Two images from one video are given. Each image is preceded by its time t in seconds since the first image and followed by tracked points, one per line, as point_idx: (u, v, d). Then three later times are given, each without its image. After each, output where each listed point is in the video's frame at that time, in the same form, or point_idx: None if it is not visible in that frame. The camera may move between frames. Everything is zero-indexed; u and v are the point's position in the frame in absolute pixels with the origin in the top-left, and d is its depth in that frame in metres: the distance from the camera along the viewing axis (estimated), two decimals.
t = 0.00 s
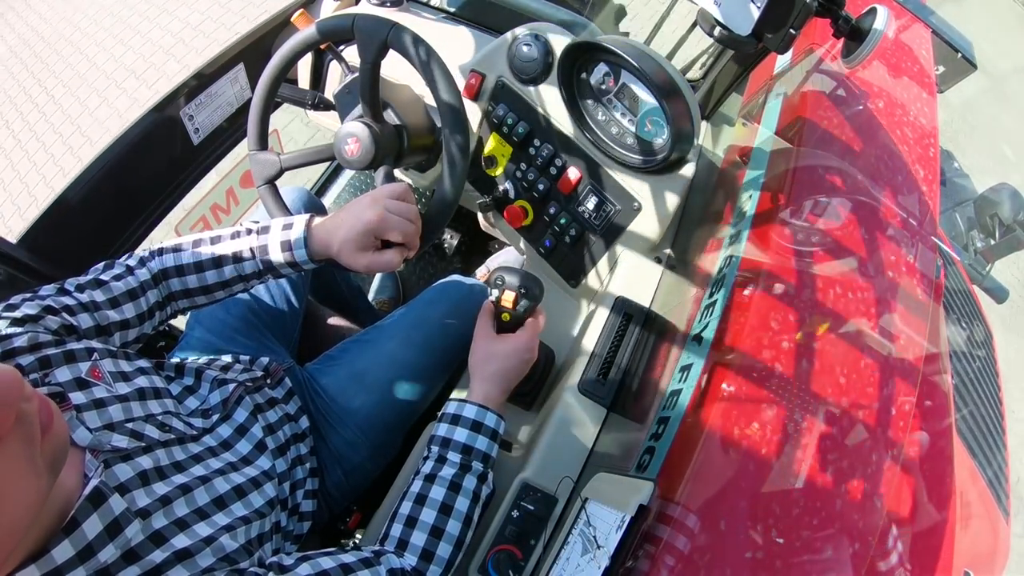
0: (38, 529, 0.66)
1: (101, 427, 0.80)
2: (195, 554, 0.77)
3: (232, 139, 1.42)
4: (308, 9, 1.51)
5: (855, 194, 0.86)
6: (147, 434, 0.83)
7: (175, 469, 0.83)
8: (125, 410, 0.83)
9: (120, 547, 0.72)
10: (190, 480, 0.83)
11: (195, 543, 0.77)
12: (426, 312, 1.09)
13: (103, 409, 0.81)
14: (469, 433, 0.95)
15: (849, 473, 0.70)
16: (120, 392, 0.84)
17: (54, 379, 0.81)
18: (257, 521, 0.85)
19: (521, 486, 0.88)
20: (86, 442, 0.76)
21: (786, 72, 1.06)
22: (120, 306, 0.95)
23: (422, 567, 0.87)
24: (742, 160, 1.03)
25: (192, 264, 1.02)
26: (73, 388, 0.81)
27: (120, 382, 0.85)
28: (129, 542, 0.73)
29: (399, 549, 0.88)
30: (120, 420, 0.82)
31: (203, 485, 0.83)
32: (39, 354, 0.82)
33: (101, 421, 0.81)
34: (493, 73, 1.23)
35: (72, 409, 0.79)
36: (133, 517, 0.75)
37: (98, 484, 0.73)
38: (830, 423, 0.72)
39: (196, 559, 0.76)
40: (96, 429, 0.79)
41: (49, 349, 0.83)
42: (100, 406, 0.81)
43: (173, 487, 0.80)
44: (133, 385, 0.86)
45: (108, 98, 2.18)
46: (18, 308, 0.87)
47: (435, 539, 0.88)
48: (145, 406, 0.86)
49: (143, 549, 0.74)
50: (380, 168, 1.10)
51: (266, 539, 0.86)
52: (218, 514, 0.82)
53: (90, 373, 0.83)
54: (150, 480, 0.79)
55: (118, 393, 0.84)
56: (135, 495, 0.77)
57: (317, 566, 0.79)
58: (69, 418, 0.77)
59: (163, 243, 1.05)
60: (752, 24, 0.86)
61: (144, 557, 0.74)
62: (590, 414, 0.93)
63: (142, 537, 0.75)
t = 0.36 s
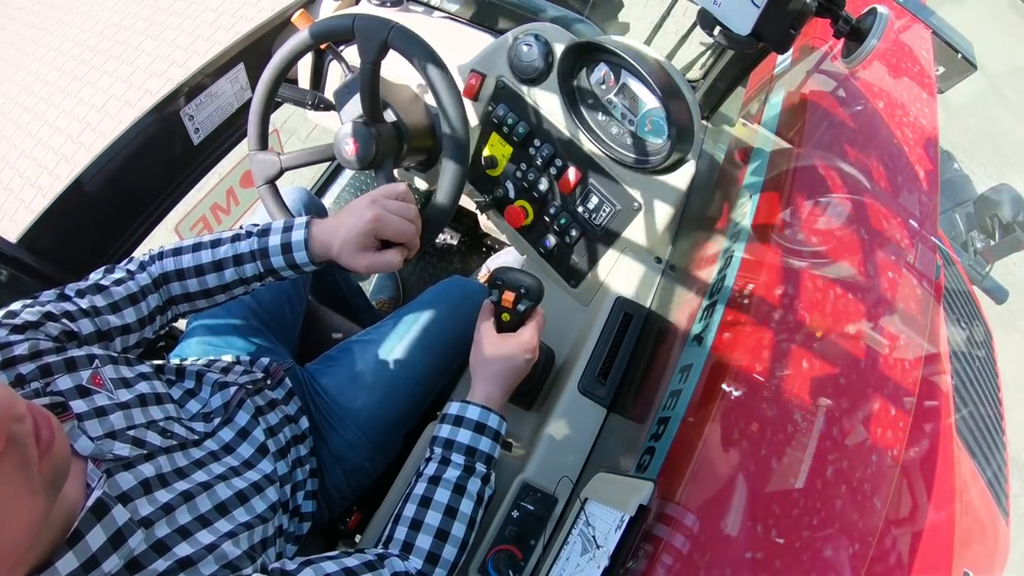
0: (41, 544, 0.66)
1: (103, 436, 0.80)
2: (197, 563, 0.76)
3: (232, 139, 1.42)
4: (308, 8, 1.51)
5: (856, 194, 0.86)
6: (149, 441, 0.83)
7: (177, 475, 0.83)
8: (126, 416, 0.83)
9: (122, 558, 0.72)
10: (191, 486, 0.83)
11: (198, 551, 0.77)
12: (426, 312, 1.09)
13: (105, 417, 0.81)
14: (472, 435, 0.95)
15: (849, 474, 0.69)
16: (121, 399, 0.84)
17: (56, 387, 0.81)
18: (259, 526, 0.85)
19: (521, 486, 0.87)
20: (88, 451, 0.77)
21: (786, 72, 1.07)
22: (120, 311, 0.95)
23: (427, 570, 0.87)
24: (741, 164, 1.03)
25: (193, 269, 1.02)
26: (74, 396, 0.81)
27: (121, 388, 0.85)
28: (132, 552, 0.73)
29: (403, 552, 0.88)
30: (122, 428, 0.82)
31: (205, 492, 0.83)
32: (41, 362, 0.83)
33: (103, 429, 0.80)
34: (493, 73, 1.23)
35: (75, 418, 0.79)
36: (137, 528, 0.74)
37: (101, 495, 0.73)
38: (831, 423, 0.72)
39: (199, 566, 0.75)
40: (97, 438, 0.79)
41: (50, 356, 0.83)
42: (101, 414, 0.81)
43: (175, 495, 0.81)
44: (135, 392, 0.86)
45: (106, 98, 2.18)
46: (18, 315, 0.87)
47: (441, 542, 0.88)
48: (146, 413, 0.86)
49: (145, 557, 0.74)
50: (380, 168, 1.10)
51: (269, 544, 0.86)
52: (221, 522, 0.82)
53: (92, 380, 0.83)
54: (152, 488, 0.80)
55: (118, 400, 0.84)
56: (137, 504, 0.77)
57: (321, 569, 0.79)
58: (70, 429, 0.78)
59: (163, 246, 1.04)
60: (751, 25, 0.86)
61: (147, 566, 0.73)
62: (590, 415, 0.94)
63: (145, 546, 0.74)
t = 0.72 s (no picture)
0: (27, 543, 0.66)
1: (94, 437, 0.80)
2: (187, 563, 0.76)
3: (232, 138, 1.42)
4: (308, 8, 1.51)
5: (855, 195, 0.87)
6: (140, 442, 0.83)
7: (168, 476, 0.83)
8: (117, 417, 0.83)
9: (110, 558, 0.72)
10: (182, 488, 0.83)
11: (187, 552, 0.77)
12: (426, 313, 1.09)
13: (96, 418, 0.81)
14: (467, 433, 0.95)
15: (850, 474, 0.70)
16: (113, 400, 0.84)
17: (47, 388, 0.81)
18: (250, 528, 0.85)
19: (521, 487, 0.88)
20: (77, 453, 0.76)
21: (786, 72, 1.05)
22: (115, 313, 0.95)
23: (417, 567, 0.87)
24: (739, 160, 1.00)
25: (190, 263, 1.02)
26: (65, 397, 0.81)
27: (113, 390, 0.85)
28: (121, 553, 0.73)
29: (394, 549, 0.89)
30: (113, 429, 0.82)
31: (197, 493, 0.83)
32: (31, 364, 0.82)
33: (93, 430, 0.80)
34: (493, 73, 1.23)
35: (64, 418, 0.78)
36: (125, 528, 0.74)
37: (89, 495, 0.73)
38: (830, 424, 0.72)
39: (188, 568, 0.76)
40: (87, 438, 0.79)
41: (42, 358, 0.83)
42: (92, 415, 0.81)
43: (166, 496, 0.80)
44: (128, 393, 0.86)
45: (106, 97, 2.18)
46: (11, 316, 0.86)
47: (430, 539, 0.88)
48: (138, 414, 0.86)
49: (136, 558, 0.74)
50: (380, 168, 1.10)
51: (260, 545, 0.87)
52: (211, 522, 0.82)
53: (84, 382, 0.83)
54: (143, 489, 0.79)
55: (110, 401, 0.84)
56: (126, 504, 0.77)
57: (311, 570, 0.79)
58: (60, 429, 0.77)
59: (161, 245, 1.05)
60: (750, 25, 0.87)
61: (137, 567, 0.73)
62: (590, 416, 0.93)
63: (134, 547, 0.74)
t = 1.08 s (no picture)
0: (29, 540, 0.66)
1: (93, 438, 0.80)
2: (187, 564, 0.76)
3: (232, 139, 1.42)
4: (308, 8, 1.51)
5: (856, 195, 0.86)
6: (139, 443, 0.83)
7: (168, 476, 0.83)
8: (117, 419, 0.83)
9: (112, 559, 0.72)
10: (183, 489, 0.82)
11: (188, 553, 0.77)
12: (427, 313, 1.09)
13: (95, 419, 0.81)
14: (468, 433, 0.95)
15: (850, 475, 0.70)
16: (113, 402, 0.84)
17: (45, 391, 0.80)
18: (250, 528, 0.85)
19: (521, 487, 0.88)
20: (77, 454, 0.77)
21: (786, 73, 1.06)
22: (114, 314, 0.95)
23: (418, 567, 0.87)
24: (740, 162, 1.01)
25: (190, 267, 1.01)
26: (65, 399, 0.81)
27: (112, 391, 0.85)
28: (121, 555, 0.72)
29: (395, 549, 0.89)
30: (113, 430, 0.82)
31: (197, 493, 0.83)
32: (30, 366, 0.81)
33: (93, 432, 0.80)
34: (493, 73, 1.23)
35: (63, 420, 0.79)
36: (127, 530, 0.74)
37: (91, 497, 0.74)
38: (830, 424, 0.72)
39: (189, 568, 0.76)
40: (87, 440, 0.79)
41: (41, 360, 0.83)
42: (92, 416, 0.81)
43: (166, 497, 0.80)
44: (127, 394, 0.86)
45: (105, 97, 2.18)
46: (10, 319, 0.86)
47: (432, 540, 0.89)
48: (138, 415, 0.86)
49: (136, 560, 0.73)
50: (380, 168, 1.09)
51: (260, 546, 0.86)
52: (210, 522, 0.82)
53: (83, 384, 0.83)
54: (143, 489, 0.79)
55: (110, 402, 0.84)
56: (126, 505, 0.77)
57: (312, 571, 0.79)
58: (60, 430, 0.77)
59: (159, 248, 1.04)
60: (751, 26, 0.86)
61: (138, 567, 0.73)
62: (589, 415, 0.94)
63: (135, 549, 0.74)
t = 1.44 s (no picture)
0: (31, 531, 0.66)
1: (97, 433, 0.80)
2: (189, 559, 0.76)
3: (232, 139, 1.42)
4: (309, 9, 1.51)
5: (857, 194, 0.85)
6: (141, 439, 0.83)
7: (169, 473, 0.83)
8: (120, 415, 0.83)
9: (113, 553, 0.72)
10: (184, 485, 0.83)
11: (190, 547, 0.77)
12: (427, 314, 1.09)
13: (97, 414, 0.81)
14: (468, 433, 0.95)
15: (849, 474, 0.69)
16: (115, 398, 0.85)
17: (49, 385, 0.80)
18: (252, 525, 0.85)
19: (521, 487, 0.88)
20: (80, 447, 0.76)
21: (786, 72, 1.06)
22: (116, 309, 0.95)
23: (419, 567, 0.88)
24: (740, 162, 1.01)
25: (192, 263, 1.02)
26: (69, 394, 0.81)
27: (115, 388, 0.85)
28: (123, 548, 0.73)
29: (396, 549, 0.89)
30: (115, 426, 0.82)
31: (198, 490, 0.83)
32: (34, 360, 0.81)
33: (96, 427, 0.81)
34: (493, 73, 1.23)
35: (67, 413, 0.78)
36: (128, 524, 0.74)
37: (94, 490, 0.73)
38: (830, 424, 0.71)
39: (191, 563, 0.76)
40: (89, 434, 0.79)
41: (44, 354, 0.82)
42: (95, 411, 0.82)
43: (167, 493, 0.80)
44: (130, 391, 0.86)
45: (106, 97, 2.18)
46: (14, 312, 0.85)
47: (432, 539, 0.89)
48: (140, 412, 0.86)
49: (138, 553, 0.74)
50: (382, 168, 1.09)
51: (262, 544, 0.87)
52: (212, 518, 0.82)
53: (86, 379, 0.83)
54: (145, 484, 0.79)
55: (112, 398, 0.84)
56: (129, 500, 0.77)
57: (313, 569, 0.79)
58: (65, 422, 0.76)
59: (161, 241, 1.04)
60: (751, 24, 0.86)
61: (139, 561, 0.73)
62: (589, 415, 0.94)
63: (136, 543, 0.74)
